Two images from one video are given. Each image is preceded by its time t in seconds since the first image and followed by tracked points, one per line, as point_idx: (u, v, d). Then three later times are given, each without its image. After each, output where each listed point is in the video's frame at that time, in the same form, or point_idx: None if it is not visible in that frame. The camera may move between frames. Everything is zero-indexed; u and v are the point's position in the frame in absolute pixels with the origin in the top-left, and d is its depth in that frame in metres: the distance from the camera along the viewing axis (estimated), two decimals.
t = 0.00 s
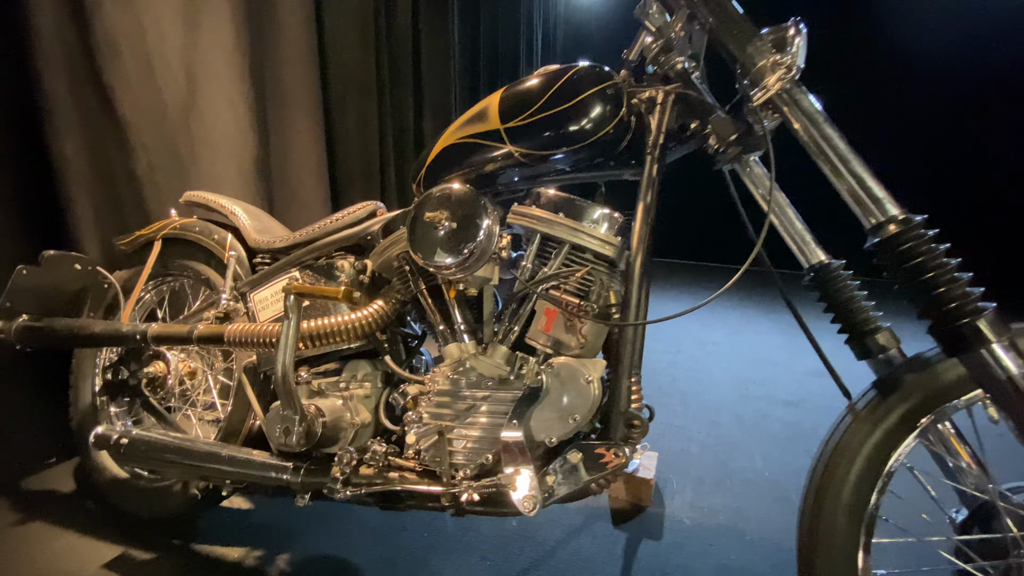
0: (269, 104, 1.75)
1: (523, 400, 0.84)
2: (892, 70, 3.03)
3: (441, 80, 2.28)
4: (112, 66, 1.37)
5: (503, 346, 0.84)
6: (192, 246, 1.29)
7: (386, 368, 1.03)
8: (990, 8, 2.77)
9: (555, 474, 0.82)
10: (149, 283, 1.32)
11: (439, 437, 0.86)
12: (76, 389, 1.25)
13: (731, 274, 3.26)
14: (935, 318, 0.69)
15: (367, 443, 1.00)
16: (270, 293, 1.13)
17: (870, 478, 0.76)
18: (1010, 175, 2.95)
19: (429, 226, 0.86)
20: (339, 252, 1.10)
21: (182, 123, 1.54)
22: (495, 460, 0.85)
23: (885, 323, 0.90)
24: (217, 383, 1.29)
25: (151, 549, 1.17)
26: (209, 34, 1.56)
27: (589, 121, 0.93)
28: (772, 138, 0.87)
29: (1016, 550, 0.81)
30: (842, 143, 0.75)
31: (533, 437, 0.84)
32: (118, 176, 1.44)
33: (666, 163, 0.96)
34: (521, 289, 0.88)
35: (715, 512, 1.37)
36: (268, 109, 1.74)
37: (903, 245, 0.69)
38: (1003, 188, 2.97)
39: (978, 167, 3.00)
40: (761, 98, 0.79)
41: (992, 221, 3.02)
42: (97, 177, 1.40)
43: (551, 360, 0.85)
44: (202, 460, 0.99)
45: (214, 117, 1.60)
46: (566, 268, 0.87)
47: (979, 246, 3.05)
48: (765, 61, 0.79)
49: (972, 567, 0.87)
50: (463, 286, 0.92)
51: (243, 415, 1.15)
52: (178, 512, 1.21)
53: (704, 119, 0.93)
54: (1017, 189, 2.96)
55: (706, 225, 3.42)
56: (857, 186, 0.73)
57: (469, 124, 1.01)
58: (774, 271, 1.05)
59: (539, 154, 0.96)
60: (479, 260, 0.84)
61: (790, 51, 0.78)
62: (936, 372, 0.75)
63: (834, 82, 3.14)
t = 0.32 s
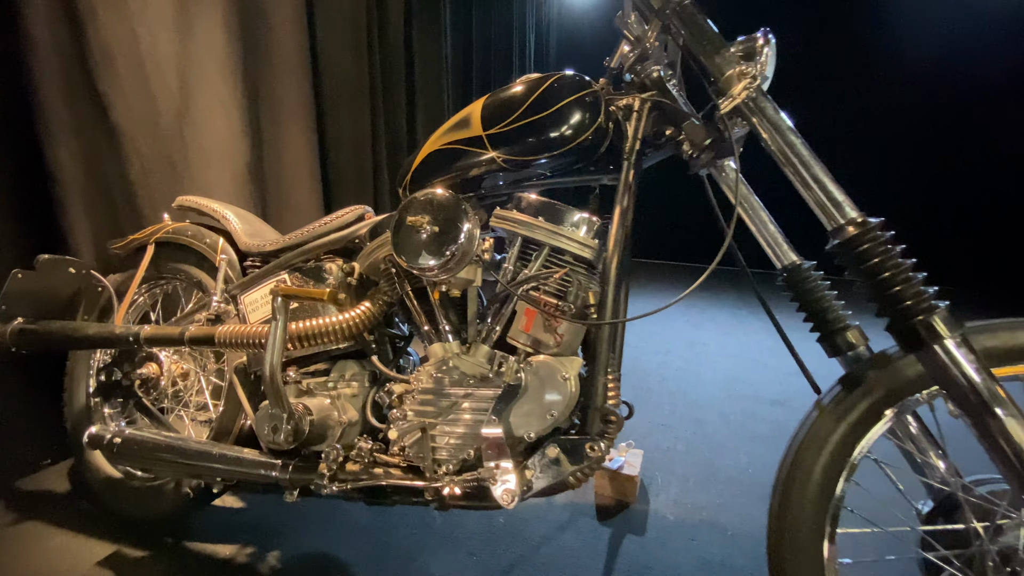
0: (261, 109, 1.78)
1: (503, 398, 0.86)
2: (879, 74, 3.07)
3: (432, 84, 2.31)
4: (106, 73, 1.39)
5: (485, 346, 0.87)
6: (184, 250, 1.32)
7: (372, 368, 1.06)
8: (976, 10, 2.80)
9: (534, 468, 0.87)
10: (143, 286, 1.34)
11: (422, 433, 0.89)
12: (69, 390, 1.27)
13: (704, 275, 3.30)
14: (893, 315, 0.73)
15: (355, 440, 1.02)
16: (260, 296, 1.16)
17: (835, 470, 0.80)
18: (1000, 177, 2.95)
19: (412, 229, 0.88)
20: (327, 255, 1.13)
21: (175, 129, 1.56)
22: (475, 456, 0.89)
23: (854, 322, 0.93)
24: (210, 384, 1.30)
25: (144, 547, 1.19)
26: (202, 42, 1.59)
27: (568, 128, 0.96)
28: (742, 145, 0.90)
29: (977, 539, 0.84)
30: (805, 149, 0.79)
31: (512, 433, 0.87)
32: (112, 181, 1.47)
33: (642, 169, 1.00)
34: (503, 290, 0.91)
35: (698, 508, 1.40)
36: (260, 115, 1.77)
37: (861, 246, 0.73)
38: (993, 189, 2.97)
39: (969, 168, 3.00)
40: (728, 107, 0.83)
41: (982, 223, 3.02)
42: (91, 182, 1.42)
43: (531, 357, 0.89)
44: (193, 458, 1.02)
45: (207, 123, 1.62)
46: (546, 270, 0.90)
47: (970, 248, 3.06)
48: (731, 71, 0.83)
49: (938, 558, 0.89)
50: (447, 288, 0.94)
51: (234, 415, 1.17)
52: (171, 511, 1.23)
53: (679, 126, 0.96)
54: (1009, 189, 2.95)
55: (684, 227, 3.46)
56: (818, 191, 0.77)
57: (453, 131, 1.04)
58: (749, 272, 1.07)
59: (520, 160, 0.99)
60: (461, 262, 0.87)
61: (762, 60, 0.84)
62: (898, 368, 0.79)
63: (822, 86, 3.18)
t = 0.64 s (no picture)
0: (252, 115, 1.80)
1: (484, 396, 0.89)
2: (863, 78, 3.13)
3: (424, 88, 2.34)
4: (99, 80, 1.41)
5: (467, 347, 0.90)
6: (174, 253, 1.34)
7: (359, 369, 1.08)
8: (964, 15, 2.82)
9: (514, 464, 0.90)
10: (134, 289, 1.37)
11: (406, 429, 0.93)
12: (60, 393, 1.29)
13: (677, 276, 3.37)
14: (854, 313, 0.76)
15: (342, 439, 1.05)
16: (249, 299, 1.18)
17: (803, 463, 0.83)
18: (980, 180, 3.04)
19: (396, 232, 0.91)
20: (315, 259, 1.15)
21: (167, 134, 1.59)
22: (455, 453, 0.93)
23: (824, 321, 0.94)
24: (200, 385, 1.32)
25: (135, 547, 1.21)
26: (194, 49, 1.62)
27: (548, 133, 1.00)
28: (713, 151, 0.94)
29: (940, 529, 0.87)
30: (772, 155, 0.83)
31: (494, 431, 0.90)
32: (104, 186, 1.49)
33: (620, 174, 1.03)
34: (485, 292, 0.95)
35: (682, 504, 1.43)
36: (251, 120, 1.80)
37: (822, 247, 0.77)
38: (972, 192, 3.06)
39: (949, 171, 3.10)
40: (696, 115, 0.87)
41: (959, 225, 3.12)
42: (84, 187, 1.44)
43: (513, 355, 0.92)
44: (184, 457, 1.04)
45: (199, 128, 1.65)
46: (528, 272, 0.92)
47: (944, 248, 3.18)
48: (702, 80, 0.87)
49: (903, 547, 0.93)
50: (431, 290, 0.97)
51: (224, 416, 1.19)
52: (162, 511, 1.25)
53: (655, 133, 1.00)
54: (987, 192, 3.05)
55: (660, 228, 3.51)
56: (783, 195, 0.81)
57: (437, 137, 1.07)
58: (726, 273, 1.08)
59: (502, 166, 1.03)
60: (444, 264, 0.90)
61: (732, 68, 0.87)
62: (862, 364, 0.82)
63: (811, 88, 3.22)
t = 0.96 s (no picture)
0: (244, 119, 1.82)
1: (470, 393, 0.91)
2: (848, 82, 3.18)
3: (415, 91, 2.36)
4: (91, 85, 1.43)
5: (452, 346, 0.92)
6: (165, 256, 1.35)
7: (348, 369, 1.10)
8: (956, 15, 2.79)
9: (499, 459, 0.91)
10: (125, 292, 1.38)
11: (393, 426, 0.95)
12: (51, 395, 1.31)
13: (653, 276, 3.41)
14: (824, 310, 0.80)
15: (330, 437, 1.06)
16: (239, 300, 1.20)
17: (778, 456, 0.86)
18: (977, 183, 2.95)
19: (383, 233, 0.94)
20: (305, 261, 1.17)
21: (159, 138, 1.60)
22: (441, 449, 0.96)
23: (802, 318, 0.94)
24: (191, 386, 1.34)
25: (126, 547, 1.22)
26: (186, 54, 1.64)
27: (532, 137, 1.02)
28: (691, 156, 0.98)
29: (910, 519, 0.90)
30: (745, 158, 0.86)
31: (479, 427, 0.92)
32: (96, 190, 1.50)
33: (602, 177, 1.06)
34: (471, 292, 0.97)
35: (668, 501, 1.46)
36: (242, 124, 1.82)
37: (792, 247, 0.80)
38: (965, 195, 2.98)
39: (947, 170, 3.00)
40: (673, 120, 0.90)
41: (951, 228, 3.03)
42: (75, 191, 1.45)
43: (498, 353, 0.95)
44: (174, 457, 1.05)
45: (191, 133, 1.67)
46: (512, 272, 0.95)
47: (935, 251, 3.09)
48: (678, 86, 0.90)
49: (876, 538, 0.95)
50: (417, 290, 0.99)
51: (215, 417, 1.21)
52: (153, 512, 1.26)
53: (635, 138, 1.03)
54: (983, 197, 2.96)
55: (639, 229, 3.55)
56: (755, 196, 0.84)
57: (423, 142, 1.10)
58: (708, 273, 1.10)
59: (487, 169, 1.05)
60: (430, 264, 0.93)
61: (709, 75, 0.91)
62: (834, 360, 0.85)
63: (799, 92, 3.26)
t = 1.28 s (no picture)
0: (239, 130, 1.86)
1: (457, 396, 0.96)
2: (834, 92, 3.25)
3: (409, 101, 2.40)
4: (88, 97, 1.46)
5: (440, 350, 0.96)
6: (161, 264, 1.38)
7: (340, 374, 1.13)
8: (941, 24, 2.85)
9: (485, 460, 0.95)
10: (122, 299, 1.41)
11: (384, 428, 0.99)
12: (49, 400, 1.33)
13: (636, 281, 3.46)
14: (790, 315, 0.84)
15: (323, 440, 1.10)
16: (234, 307, 1.23)
17: (751, 453, 0.90)
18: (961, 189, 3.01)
19: (373, 243, 0.97)
20: (298, 268, 1.21)
21: (155, 149, 1.64)
22: (431, 450, 0.99)
23: (778, 323, 0.97)
24: (186, 392, 1.38)
25: (123, 549, 1.25)
26: (182, 68, 1.68)
27: (517, 149, 1.07)
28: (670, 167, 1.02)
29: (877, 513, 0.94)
30: (716, 171, 0.90)
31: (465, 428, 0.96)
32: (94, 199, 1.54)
33: (585, 187, 1.10)
34: (458, 299, 1.00)
35: (654, 501, 1.50)
36: (238, 135, 1.86)
37: (759, 255, 0.85)
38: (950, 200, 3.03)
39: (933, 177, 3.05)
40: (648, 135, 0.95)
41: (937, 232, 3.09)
42: (73, 201, 1.49)
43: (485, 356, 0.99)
44: (170, 460, 1.08)
45: (187, 144, 1.70)
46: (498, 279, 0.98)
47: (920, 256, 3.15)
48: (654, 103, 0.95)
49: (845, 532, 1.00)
50: (406, 297, 1.03)
51: (210, 421, 1.24)
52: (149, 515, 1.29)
53: (615, 150, 1.08)
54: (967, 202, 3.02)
55: (624, 234, 3.59)
56: (725, 207, 0.88)
57: (413, 154, 1.14)
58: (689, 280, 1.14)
59: (474, 180, 1.09)
60: (419, 272, 0.97)
61: (684, 91, 0.95)
62: (802, 362, 0.89)
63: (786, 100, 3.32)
